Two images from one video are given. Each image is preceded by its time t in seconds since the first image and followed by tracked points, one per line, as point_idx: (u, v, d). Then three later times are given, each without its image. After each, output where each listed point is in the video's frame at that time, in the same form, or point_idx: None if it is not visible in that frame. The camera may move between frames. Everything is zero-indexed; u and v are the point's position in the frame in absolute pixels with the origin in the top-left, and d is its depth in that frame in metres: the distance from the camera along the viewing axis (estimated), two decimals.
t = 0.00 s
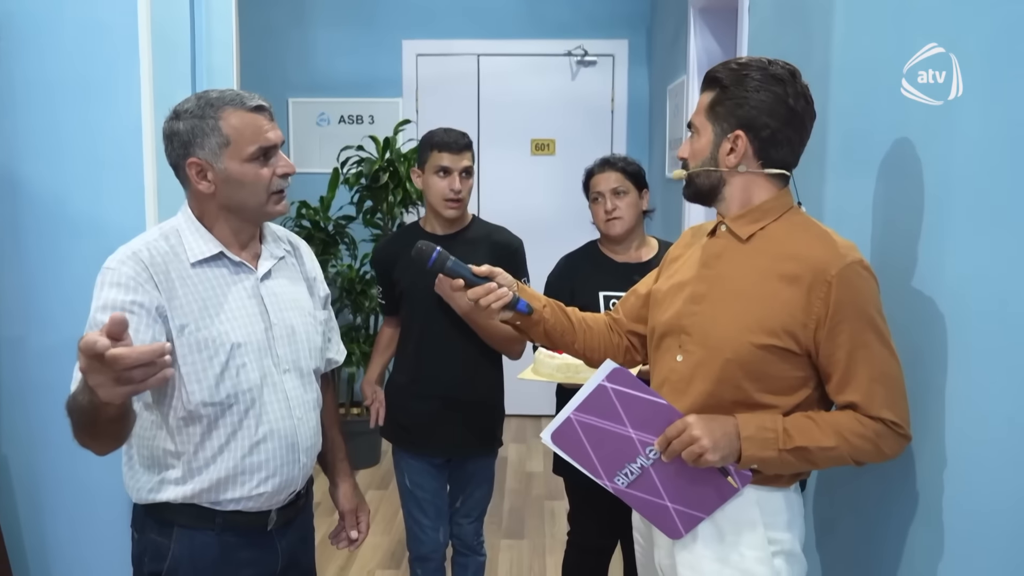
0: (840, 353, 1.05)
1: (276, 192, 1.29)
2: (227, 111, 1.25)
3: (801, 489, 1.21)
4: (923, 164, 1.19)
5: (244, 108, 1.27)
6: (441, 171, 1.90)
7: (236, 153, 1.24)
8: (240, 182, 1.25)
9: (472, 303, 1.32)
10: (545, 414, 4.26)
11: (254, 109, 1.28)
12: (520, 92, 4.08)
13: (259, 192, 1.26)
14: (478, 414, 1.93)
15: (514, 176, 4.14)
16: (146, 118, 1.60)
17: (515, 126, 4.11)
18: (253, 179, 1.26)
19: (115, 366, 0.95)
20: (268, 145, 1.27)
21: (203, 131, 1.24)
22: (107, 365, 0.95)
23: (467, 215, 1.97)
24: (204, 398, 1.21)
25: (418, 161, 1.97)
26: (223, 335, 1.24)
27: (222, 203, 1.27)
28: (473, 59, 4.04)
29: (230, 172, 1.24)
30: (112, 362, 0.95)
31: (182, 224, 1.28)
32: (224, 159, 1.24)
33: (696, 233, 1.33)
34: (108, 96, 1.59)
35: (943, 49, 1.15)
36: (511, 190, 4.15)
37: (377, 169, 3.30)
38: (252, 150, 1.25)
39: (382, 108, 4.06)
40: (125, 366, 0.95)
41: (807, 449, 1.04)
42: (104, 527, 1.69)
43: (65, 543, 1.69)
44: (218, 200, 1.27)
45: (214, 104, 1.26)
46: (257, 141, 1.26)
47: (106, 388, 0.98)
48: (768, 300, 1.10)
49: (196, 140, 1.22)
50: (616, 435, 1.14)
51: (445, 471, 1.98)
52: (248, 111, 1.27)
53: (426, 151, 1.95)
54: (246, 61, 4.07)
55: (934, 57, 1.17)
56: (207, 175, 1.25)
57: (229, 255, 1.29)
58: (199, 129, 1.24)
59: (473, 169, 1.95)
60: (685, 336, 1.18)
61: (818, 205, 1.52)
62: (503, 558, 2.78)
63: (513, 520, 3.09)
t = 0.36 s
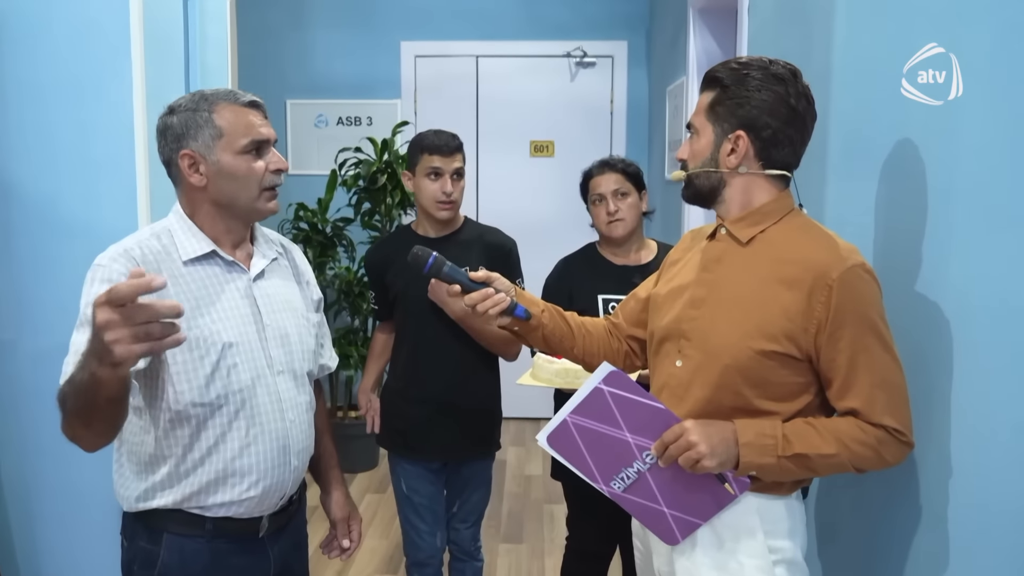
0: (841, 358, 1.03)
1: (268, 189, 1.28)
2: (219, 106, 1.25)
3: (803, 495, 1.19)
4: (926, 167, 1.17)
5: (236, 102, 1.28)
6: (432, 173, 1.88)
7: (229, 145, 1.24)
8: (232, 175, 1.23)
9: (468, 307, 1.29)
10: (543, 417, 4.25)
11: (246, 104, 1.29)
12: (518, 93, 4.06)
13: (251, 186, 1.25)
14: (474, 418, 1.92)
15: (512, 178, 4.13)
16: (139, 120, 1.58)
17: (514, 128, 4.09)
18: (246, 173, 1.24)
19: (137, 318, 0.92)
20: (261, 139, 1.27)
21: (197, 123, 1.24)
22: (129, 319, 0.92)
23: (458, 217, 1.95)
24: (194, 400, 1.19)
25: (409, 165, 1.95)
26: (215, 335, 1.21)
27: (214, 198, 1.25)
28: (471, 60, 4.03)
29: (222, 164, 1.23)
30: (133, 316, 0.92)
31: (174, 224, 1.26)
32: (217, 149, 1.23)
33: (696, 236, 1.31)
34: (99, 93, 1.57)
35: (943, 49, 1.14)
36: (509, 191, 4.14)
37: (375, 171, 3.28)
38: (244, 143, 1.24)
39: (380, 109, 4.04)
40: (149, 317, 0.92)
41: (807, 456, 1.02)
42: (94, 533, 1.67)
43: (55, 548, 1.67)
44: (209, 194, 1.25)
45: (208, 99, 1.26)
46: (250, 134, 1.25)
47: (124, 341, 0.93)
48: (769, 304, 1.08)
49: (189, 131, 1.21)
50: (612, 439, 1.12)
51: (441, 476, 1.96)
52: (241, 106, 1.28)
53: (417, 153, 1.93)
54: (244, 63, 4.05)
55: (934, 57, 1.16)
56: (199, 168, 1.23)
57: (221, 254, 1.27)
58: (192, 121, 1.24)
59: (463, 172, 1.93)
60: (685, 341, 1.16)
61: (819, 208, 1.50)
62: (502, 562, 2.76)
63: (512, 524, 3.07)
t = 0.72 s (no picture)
0: (846, 358, 1.02)
1: (269, 187, 1.27)
2: (221, 105, 1.26)
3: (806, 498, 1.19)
4: (929, 168, 1.16)
5: (238, 102, 1.28)
6: (429, 175, 1.87)
7: (230, 143, 1.23)
8: (233, 172, 1.23)
9: (467, 309, 1.28)
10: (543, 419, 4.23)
11: (247, 104, 1.29)
12: (519, 94, 4.06)
13: (252, 183, 1.24)
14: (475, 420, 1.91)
15: (513, 179, 4.12)
16: (139, 120, 1.58)
17: (514, 129, 4.08)
18: (247, 170, 1.24)
19: (137, 290, 0.91)
20: (262, 137, 1.27)
21: (200, 120, 1.24)
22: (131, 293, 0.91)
23: (456, 218, 1.95)
24: (194, 399, 1.18)
25: (406, 167, 1.94)
26: (215, 334, 1.21)
27: (215, 195, 1.24)
28: (471, 62, 4.02)
29: (223, 161, 1.23)
30: (135, 289, 0.91)
31: (176, 224, 1.25)
32: (219, 144, 1.23)
33: (695, 237, 1.31)
34: (99, 93, 1.57)
35: (943, 49, 1.13)
36: (509, 193, 4.13)
37: (375, 172, 3.28)
38: (245, 140, 1.24)
39: (381, 110, 4.03)
40: (150, 287, 0.91)
41: (813, 458, 1.02)
42: (94, 535, 1.66)
43: (55, 550, 1.66)
44: (209, 191, 1.25)
45: (212, 98, 1.27)
46: (251, 132, 1.25)
47: (128, 315, 0.92)
48: (773, 304, 1.07)
49: (191, 127, 1.21)
50: (617, 443, 1.11)
51: (442, 478, 1.96)
52: (242, 106, 1.28)
53: (414, 155, 1.92)
54: (244, 64, 4.05)
55: (934, 57, 1.15)
56: (200, 164, 1.23)
57: (222, 253, 1.26)
58: (195, 118, 1.24)
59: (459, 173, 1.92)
60: (687, 343, 1.15)
61: (822, 209, 1.49)
62: (502, 565, 2.75)
63: (512, 526, 3.06)
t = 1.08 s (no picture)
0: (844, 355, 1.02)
1: (268, 185, 1.27)
2: (221, 104, 1.26)
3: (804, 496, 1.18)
4: (928, 166, 1.16)
5: (239, 102, 1.28)
6: (427, 175, 1.87)
7: (230, 141, 1.23)
8: (233, 169, 1.22)
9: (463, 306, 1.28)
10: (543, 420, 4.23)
11: (247, 104, 1.29)
12: (518, 95, 4.06)
13: (252, 181, 1.24)
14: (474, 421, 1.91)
15: (512, 180, 4.12)
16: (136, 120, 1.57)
17: (514, 130, 4.08)
18: (246, 167, 1.23)
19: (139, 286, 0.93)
20: (262, 136, 1.26)
21: (201, 118, 1.24)
22: (134, 278, 0.93)
23: (454, 218, 1.95)
24: (193, 399, 1.18)
25: (404, 167, 1.94)
26: (215, 333, 1.20)
27: (214, 193, 1.24)
28: (471, 62, 4.02)
29: (224, 158, 1.22)
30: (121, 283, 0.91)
31: (174, 224, 1.25)
32: (221, 141, 1.23)
33: (692, 236, 1.31)
34: (97, 93, 1.57)
35: (943, 49, 1.13)
36: (509, 193, 4.13)
37: (374, 173, 3.28)
38: (245, 139, 1.24)
39: (380, 111, 4.03)
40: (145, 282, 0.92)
41: (811, 454, 1.02)
42: (92, 536, 1.66)
43: (53, 551, 1.66)
44: (209, 189, 1.25)
45: (213, 98, 1.27)
46: (251, 130, 1.25)
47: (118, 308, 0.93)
48: (772, 301, 1.07)
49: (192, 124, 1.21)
50: (616, 441, 1.11)
51: (441, 479, 1.95)
52: (242, 105, 1.28)
53: (411, 156, 1.91)
54: (243, 65, 4.05)
55: (934, 57, 1.15)
56: (201, 160, 1.23)
57: (219, 252, 1.26)
58: (196, 116, 1.24)
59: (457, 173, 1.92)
60: (685, 341, 1.15)
61: (822, 208, 1.49)
62: (502, 566, 2.74)
63: (512, 527, 3.05)
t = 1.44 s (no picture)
0: (835, 354, 1.02)
1: (261, 187, 1.26)
2: (215, 105, 1.25)
3: (798, 496, 1.18)
4: (924, 166, 1.15)
5: (233, 103, 1.28)
6: (423, 176, 1.86)
7: (224, 143, 1.23)
8: (225, 171, 1.22)
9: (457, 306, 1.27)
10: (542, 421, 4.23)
11: (242, 105, 1.29)
12: (516, 96, 4.05)
13: (244, 183, 1.24)
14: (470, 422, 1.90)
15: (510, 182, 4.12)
16: (130, 120, 1.57)
17: (511, 131, 4.08)
18: (239, 169, 1.23)
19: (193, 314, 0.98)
20: (255, 139, 1.26)
21: (194, 120, 1.23)
22: (205, 306, 0.99)
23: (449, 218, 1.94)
24: (184, 401, 1.18)
25: (400, 168, 1.93)
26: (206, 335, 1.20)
27: (207, 195, 1.24)
28: (469, 64, 4.02)
29: (217, 161, 1.22)
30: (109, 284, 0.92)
31: (165, 225, 1.24)
32: (214, 144, 1.22)
33: (686, 236, 1.30)
34: (90, 93, 1.56)
35: (943, 49, 1.12)
36: (507, 195, 4.13)
37: (370, 175, 3.28)
38: (239, 141, 1.23)
39: (378, 112, 4.03)
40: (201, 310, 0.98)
41: (802, 454, 1.01)
42: (85, 538, 1.65)
43: (47, 553, 1.65)
44: (201, 191, 1.24)
45: (207, 98, 1.26)
46: (245, 133, 1.24)
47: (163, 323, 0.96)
48: (764, 300, 1.06)
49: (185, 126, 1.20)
50: (607, 439, 1.10)
51: (437, 480, 1.95)
52: (237, 106, 1.27)
53: (408, 157, 1.91)
54: (241, 67, 4.05)
55: (933, 57, 1.13)
56: (194, 163, 1.22)
57: (210, 255, 1.26)
58: (189, 118, 1.23)
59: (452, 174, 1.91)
60: (677, 340, 1.15)
61: (818, 208, 1.49)
62: (499, 567, 2.74)
63: (510, 528, 3.05)
